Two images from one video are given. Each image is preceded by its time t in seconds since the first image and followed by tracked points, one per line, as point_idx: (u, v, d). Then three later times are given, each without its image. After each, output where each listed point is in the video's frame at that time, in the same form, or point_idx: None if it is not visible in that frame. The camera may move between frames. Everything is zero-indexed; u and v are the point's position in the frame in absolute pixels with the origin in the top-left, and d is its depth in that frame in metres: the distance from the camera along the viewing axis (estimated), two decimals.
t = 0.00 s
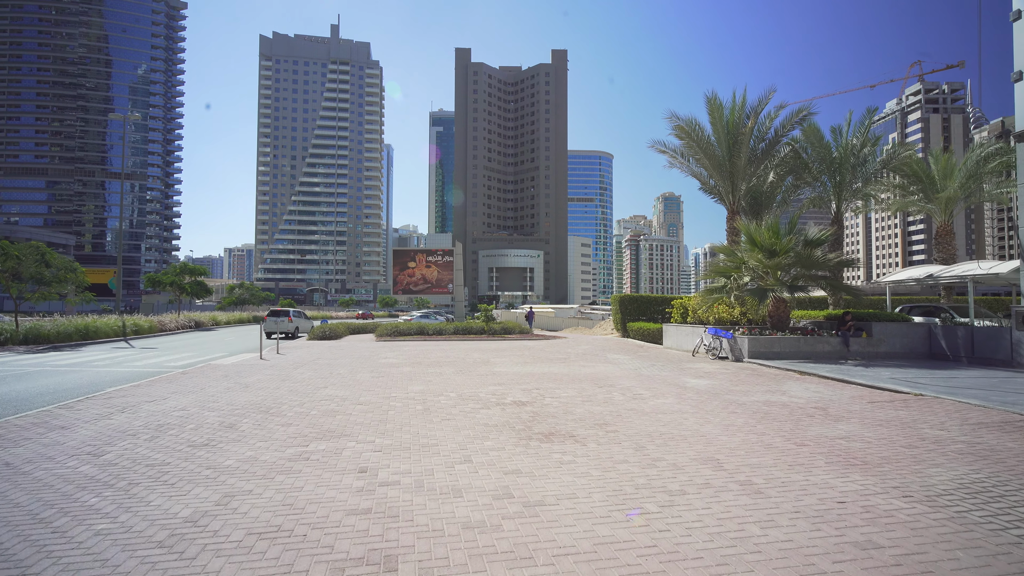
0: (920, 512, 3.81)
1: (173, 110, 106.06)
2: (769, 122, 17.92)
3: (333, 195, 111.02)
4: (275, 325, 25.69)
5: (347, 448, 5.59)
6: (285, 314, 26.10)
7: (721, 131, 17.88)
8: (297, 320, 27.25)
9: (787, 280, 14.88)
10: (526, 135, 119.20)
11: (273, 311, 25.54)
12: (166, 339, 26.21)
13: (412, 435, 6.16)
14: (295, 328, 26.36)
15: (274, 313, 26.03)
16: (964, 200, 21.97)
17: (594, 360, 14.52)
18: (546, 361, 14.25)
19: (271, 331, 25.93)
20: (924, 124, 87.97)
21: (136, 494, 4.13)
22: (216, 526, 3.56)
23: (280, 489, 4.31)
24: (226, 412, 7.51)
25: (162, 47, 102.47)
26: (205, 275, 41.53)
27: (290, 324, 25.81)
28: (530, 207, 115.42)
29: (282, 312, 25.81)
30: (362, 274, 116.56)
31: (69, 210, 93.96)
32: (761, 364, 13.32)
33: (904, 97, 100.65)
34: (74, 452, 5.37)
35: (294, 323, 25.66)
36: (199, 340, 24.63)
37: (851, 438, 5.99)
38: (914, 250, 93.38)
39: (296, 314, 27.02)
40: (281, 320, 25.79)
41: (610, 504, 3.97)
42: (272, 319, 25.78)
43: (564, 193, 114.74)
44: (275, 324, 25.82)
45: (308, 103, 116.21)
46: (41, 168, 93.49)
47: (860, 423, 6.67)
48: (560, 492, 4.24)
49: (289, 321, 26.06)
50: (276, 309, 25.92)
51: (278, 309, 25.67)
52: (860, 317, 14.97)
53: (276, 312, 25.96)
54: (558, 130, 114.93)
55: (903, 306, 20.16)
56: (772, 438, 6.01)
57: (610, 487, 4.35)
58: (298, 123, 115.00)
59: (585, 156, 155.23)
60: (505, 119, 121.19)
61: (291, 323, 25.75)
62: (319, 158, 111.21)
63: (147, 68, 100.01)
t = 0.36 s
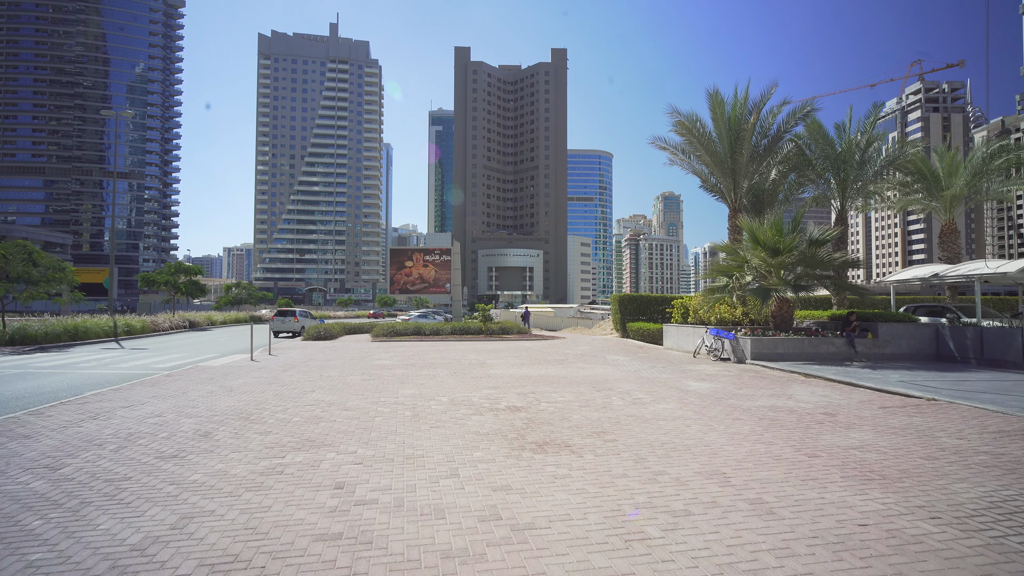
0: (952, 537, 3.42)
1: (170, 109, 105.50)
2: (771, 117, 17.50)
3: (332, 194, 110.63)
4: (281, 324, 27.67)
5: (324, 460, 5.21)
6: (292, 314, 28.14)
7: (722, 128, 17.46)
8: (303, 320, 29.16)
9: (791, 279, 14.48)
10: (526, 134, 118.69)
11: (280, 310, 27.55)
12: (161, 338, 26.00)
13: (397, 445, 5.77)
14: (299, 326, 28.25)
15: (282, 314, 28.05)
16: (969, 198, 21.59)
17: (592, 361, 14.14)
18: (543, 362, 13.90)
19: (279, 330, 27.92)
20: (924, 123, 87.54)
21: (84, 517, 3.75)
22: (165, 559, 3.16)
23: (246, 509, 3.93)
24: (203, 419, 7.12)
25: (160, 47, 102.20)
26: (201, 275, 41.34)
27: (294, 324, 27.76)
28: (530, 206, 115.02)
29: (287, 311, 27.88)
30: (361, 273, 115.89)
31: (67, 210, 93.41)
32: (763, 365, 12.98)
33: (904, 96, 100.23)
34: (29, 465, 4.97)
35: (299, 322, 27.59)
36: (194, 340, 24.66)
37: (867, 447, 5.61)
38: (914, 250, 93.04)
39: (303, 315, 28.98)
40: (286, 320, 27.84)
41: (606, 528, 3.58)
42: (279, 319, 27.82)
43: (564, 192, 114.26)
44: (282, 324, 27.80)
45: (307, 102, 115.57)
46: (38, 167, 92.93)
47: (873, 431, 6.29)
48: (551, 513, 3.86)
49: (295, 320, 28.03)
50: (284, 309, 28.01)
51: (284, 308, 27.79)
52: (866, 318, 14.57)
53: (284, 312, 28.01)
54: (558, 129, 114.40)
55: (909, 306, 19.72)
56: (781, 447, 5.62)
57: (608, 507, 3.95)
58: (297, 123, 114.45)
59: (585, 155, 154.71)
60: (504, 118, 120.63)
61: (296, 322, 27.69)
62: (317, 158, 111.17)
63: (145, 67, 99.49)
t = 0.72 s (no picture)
0: (1001, 563, 3.03)
1: (170, 109, 104.77)
2: (774, 113, 17.14)
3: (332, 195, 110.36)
4: (288, 324, 28.28)
5: (304, 471, 4.82)
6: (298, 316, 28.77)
7: (725, 124, 17.10)
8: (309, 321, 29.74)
9: (797, 278, 14.12)
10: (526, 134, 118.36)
11: (287, 311, 28.28)
12: (155, 340, 25.61)
13: (383, 453, 5.39)
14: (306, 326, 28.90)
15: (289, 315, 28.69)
16: (976, 196, 21.24)
17: (593, 363, 13.74)
18: (542, 364, 13.51)
19: (285, 331, 28.51)
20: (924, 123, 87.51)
21: (24, 539, 3.34)
22: None
23: (209, 529, 3.54)
24: (181, 424, 6.73)
25: (160, 48, 101.75)
26: (198, 276, 41.01)
27: (301, 324, 28.38)
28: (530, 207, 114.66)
29: (294, 312, 28.56)
30: (361, 274, 115.25)
31: (66, 210, 92.97)
32: (769, 367, 12.62)
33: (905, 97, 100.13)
34: None
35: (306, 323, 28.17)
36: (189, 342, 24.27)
37: (889, 455, 5.23)
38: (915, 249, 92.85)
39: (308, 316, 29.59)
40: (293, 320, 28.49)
41: (610, 552, 3.18)
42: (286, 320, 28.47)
43: (564, 192, 113.90)
44: (288, 324, 28.44)
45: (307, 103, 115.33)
46: (36, 167, 92.48)
47: (891, 437, 5.91)
48: (549, 532, 3.49)
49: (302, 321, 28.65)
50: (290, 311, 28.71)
51: (291, 310, 28.49)
52: (874, 318, 14.20)
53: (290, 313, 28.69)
54: (557, 129, 114.08)
55: (916, 306, 19.34)
56: (794, 455, 5.24)
57: (609, 526, 3.57)
58: (297, 123, 114.20)
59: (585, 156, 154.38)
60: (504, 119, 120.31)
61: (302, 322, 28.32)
62: (317, 158, 110.88)
63: (145, 68, 98.91)
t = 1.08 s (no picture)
0: None
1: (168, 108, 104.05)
2: (779, 108, 16.71)
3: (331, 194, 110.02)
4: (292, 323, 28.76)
5: (275, 488, 4.38)
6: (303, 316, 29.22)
7: (729, 119, 16.68)
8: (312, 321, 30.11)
9: (803, 276, 13.72)
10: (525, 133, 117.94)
11: (293, 311, 28.79)
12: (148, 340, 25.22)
13: (366, 466, 4.96)
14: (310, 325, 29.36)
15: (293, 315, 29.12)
16: (983, 193, 20.81)
17: (592, 364, 13.36)
18: (541, 366, 13.09)
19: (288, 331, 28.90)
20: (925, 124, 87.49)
21: None
22: None
23: (157, 561, 3.12)
24: (154, 433, 6.31)
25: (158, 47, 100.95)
26: (193, 275, 40.62)
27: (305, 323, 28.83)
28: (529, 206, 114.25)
29: (299, 312, 29.05)
30: (360, 274, 114.51)
31: (65, 210, 92.49)
32: (775, 368, 12.21)
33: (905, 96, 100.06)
34: None
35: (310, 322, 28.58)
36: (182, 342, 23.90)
37: (913, 469, 4.82)
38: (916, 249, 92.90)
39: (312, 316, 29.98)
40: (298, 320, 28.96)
41: None
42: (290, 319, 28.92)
43: (564, 192, 113.50)
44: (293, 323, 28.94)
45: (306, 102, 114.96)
46: (34, 167, 91.98)
47: (912, 447, 5.51)
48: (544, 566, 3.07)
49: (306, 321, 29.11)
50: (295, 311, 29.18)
51: (295, 310, 28.99)
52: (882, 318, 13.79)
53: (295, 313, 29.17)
54: (557, 128, 113.63)
55: (923, 306, 18.92)
56: (811, 469, 4.83)
57: (612, 557, 3.15)
58: (296, 122, 113.80)
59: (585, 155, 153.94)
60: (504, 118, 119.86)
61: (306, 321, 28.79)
62: (317, 157, 110.70)
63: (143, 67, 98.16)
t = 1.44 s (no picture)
0: None
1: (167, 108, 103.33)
2: (782, 103, 16.29)
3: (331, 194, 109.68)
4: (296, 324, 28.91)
5: (238, 506, 3.98)
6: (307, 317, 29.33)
7: (731, 114, 16.28)
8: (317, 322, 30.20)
9: (807, 275, 13.33)
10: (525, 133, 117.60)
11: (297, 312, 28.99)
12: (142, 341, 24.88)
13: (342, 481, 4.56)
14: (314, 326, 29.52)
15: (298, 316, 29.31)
16: (990, 191, 20.39)
17: (591, 367, 12.94)
18: (538, 368, 12.68)
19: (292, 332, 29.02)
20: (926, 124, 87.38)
21: None
22: None
23: None
24: (120, 442, 5.89)
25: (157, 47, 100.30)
26: (190, 275, 40.38)
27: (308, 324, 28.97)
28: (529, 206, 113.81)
29: (303, 313, 29.22)
30: (360, 274, 113.59)
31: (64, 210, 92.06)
32: (780, 371, 11.80)
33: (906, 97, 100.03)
34: None
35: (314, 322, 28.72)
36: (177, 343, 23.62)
37: (938, 482, 4.45)
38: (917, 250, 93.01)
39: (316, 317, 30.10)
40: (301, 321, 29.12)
41: None
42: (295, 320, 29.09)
43: (564, 192, 113.09)
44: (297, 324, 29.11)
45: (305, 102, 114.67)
46: (33, 166, 91.67)
47: (935, 458, 5.14)
48: None
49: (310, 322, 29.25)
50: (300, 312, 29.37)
51: (300, 311, 29.17)
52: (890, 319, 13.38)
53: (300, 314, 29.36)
54: (557, 128, 113.25)
55: (929, 306, 18.50)
56: (827, 484, 4.42)
57: None
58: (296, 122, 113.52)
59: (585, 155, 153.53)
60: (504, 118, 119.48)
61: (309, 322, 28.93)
62: (316, 157, 110.35)
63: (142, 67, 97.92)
